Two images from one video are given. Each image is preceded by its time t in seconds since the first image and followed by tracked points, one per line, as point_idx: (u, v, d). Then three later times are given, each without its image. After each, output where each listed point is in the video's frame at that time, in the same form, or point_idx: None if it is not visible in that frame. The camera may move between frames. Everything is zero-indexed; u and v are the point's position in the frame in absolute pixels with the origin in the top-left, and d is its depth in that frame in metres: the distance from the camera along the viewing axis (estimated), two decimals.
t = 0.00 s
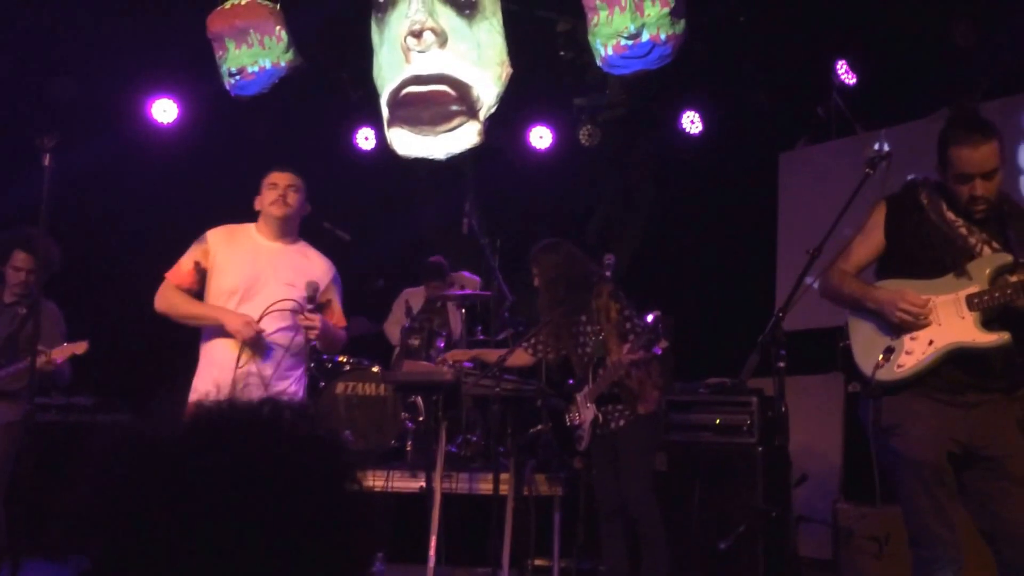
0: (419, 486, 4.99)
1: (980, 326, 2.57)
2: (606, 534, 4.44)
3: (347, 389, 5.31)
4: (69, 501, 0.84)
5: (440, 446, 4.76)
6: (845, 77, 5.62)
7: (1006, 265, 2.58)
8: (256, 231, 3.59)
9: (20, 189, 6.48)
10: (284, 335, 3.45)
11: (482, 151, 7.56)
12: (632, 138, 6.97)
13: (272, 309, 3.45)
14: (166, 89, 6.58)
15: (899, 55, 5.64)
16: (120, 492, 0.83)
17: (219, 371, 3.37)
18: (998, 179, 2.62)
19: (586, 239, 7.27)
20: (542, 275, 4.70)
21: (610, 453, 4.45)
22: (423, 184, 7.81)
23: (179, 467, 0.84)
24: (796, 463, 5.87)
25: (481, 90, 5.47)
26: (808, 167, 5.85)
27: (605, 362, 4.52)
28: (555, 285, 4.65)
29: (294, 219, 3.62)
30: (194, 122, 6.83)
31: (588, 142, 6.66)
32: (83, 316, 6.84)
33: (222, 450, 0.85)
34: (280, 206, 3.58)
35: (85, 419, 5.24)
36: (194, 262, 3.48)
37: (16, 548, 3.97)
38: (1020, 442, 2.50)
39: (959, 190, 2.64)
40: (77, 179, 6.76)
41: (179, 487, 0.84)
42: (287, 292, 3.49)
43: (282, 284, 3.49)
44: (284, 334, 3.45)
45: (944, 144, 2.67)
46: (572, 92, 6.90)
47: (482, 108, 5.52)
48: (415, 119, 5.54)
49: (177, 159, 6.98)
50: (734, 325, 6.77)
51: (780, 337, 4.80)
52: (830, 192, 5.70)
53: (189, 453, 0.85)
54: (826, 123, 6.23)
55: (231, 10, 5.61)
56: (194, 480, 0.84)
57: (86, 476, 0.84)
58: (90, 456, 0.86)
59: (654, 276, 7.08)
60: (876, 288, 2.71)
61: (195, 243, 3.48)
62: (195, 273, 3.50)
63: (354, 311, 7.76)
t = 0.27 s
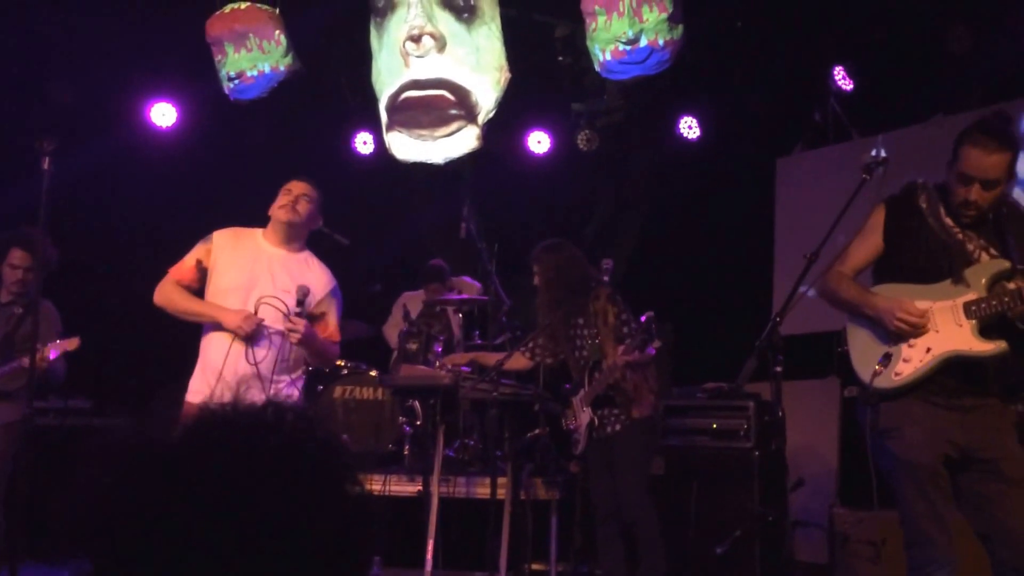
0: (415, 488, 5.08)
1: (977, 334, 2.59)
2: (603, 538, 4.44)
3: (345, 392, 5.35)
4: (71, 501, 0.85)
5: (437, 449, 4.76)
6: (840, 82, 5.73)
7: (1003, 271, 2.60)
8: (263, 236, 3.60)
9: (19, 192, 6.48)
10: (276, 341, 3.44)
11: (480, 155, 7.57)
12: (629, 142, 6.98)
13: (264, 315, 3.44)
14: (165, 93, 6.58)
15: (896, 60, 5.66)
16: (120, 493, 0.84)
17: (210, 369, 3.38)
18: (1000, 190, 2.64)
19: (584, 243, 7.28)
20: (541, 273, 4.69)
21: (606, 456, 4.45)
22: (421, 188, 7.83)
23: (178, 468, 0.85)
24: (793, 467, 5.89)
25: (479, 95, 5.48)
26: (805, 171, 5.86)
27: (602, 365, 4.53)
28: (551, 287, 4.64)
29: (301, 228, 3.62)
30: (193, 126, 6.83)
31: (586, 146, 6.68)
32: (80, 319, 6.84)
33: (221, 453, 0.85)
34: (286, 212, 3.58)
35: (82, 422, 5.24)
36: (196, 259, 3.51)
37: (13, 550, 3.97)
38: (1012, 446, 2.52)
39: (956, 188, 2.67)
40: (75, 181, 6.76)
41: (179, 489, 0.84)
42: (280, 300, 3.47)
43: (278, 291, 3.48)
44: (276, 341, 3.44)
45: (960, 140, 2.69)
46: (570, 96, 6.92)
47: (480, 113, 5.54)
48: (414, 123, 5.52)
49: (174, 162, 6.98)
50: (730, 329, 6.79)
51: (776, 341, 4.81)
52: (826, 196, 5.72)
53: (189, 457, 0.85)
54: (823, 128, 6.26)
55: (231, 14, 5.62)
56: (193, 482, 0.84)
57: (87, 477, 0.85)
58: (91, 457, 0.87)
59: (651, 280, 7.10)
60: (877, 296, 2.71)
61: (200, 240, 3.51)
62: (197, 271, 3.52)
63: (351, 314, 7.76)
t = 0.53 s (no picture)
0: (414, 495, 5.05)
1: (976, 345, 2.61)
2: (600, 541, 4.45)
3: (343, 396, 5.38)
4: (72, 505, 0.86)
5: (435, 453, 4.76)
6: (841, 88, 5.74)
7: (1001, 279, 2.65)
8: (242, 237, 3.58)
9: (18, 195, 6.48)
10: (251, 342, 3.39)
11: (478, 159, 7.59)
12: (628, 147, 7.00)
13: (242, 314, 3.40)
14: (165, 96, 6.62)
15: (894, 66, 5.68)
16: (121, 499, 0.84)
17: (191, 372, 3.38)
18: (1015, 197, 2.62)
19: (582, 247, 7.30)
20: (539, 280, 4.70)
21: (603, 461, 4.46)
22: (420, 193, 7.85)
23: (179, 471, 0.86)
24: (790, 471, 5.90)
25: (477, 98, 5.50)
26: (803, 176, 5.87)
27: (599, 369, 4.53)
28: (548, 291, 4.64)
29: (275, 225, 3.56)
30: (193, 130, 6.84)
31: (585, 151, 6.72)
32: (78, 322, 6.83)
33: (219, 456, 0.86)
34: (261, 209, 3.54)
35: (81, 425, 5.24)
36: (177, 265, 3.51)
37: (12, 552, 3.98)
38: (1006, 447, 2.57)
39: (973, 190, 2.63)
40: (74, 185, 6.77)
41: (180, 492, 0.85)
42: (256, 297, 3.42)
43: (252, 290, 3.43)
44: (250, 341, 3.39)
45: (985, 143, 2.66)
46: (569, 101, 6.93)
47: (479, 116, 5.56)
48: (414, 125, 5.60)
49: (172, 165, 6.99)
50: (727, 334, 6.82)
51: (774, 345, 4.81)
52: (823, 201, 5.73)
53: (187, 461, 0.86)
54: (820, 133, 6.28)
55: (231, 18, 5.63)
56: (194, 484, 0.85)
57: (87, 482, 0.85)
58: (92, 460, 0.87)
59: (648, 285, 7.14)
60: (880, 309, 2.68)
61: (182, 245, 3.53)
62: (179, 276, 3.53)
63: (349, 318, 7.78)
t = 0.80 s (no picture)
0: (414, 498, 5.04)
1: (973, 348, 2.61)
2: (598, 545, 4.45)
3: (342, 398, 5.42)
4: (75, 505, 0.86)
5: (434, 457, 4.77)
6: (837, 93, 5.83)
7: (997, 284, 2.63)
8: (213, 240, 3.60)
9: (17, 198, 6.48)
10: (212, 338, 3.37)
11: (477, 164, 7.61)
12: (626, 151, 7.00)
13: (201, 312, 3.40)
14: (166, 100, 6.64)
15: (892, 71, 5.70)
16: (125, 500, 0.85)
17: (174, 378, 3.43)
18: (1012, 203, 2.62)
19: (580, 252, 7.31)
20: (538, 284, 4.73)
21: (601, 466, 4.46)
22: (419, 197, 7.86)
23: (180, 474, 0.86)
24: (787, 476, 5.91)
25: (476, 102, 5.49)
26: (801, 181, 5.88)
27: (598, 374, 4.53)
28: (548, 294, 4.67)
29: (232, 219, 3.54)
30: (192, 133, 6.83)
31: (584, 155, 6.74)
32: (78, 326, 6.83)
33: (219, 460, 0.86)
34: (217, 207, 3.55)
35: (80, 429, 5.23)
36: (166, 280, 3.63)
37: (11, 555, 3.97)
38: (1005, 455, 2.55)
39: (969, 195, 2.65)
40: (74, 188, 6.77)
41: (181, 494, 0.85)
42: (213, 293, 3.39)
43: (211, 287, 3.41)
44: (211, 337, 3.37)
45: (985, 149, 2.68)
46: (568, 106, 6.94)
47: (478, 120, 5.55)
48: (412, 131, 5.58)
49: (170, 168, 6.99)
50: (725, 339, 6.83)
51: (772, 350, 4.82)
52: (822, 207, 5.74)
53: (188, 464, 0.86)
54: (818, 139, 6.29)
55: (230, 21, 5.64)
56: (196, 486, 0.86)
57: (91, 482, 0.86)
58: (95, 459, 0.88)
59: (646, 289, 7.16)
60: (876, 308, 2.72)
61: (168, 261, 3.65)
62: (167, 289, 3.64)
63: (348, 322, 7.78)
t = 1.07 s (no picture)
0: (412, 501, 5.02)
1: (969, 347, 2.58)
2: (597, 549, 4.45)
3: (341, 401, 5.47)
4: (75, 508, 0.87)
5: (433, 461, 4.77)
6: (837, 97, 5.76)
7: (997, 287, 2.59)
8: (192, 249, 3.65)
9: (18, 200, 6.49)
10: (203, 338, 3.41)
11: (477, 167, 7.61)
12: (626, 155, 7.00)
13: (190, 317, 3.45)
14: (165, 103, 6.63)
15: (891, 76, 5.69)
16: (124, 504, 0.85)
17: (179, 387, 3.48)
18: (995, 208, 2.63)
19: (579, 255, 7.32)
20: (538, 288, 4.71)
21: (601, 470, 4.46)
22: (419, 200, 7.87)
23: (180, 476, 0.87)
24: (786, 481, 5.90)
25: (475, 106, 5.51)
26: (800, 185, 5.89)
27: (597, 377, 4.55)
28: (549, 298, 4.65)
29: (202, 222, 3.58)
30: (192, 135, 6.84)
31: (582, 158, 6.75)
32: (77, 328, 6.83)
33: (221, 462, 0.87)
34: (184, 218, 3.60)
35: (80, 430, 5.23)
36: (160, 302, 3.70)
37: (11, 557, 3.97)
38: (1004, 462, 2.55)
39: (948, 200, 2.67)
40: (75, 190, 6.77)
41: (182, 496, 0.86)
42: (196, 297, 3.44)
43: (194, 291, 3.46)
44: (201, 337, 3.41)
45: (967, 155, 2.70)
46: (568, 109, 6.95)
47: (478, 124, 5.57)
48: (409, 133, 5.60)
49: (170, 171, 7.00)
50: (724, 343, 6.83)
51: (771, 354, 4.82)
52: (821, 211, 5.75)
53: (189, 466, 0.87)
54: (818, 143, 6.30)
55: (230, 24, 5.65)
56: (196, 488, 0.86)
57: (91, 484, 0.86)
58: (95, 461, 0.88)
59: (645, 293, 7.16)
60: (872, 304, 2.74)
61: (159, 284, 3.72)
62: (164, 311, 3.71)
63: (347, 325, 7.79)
